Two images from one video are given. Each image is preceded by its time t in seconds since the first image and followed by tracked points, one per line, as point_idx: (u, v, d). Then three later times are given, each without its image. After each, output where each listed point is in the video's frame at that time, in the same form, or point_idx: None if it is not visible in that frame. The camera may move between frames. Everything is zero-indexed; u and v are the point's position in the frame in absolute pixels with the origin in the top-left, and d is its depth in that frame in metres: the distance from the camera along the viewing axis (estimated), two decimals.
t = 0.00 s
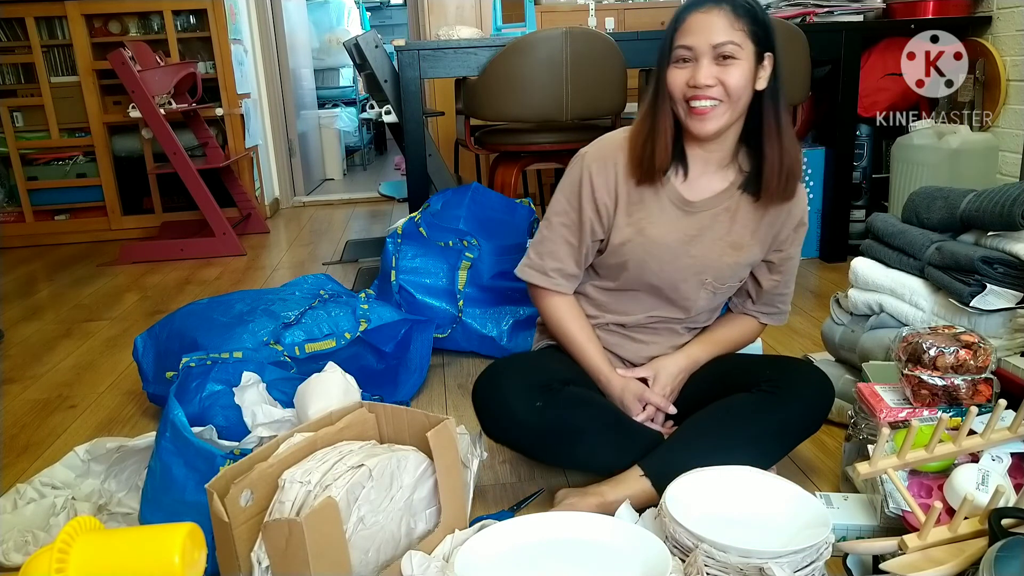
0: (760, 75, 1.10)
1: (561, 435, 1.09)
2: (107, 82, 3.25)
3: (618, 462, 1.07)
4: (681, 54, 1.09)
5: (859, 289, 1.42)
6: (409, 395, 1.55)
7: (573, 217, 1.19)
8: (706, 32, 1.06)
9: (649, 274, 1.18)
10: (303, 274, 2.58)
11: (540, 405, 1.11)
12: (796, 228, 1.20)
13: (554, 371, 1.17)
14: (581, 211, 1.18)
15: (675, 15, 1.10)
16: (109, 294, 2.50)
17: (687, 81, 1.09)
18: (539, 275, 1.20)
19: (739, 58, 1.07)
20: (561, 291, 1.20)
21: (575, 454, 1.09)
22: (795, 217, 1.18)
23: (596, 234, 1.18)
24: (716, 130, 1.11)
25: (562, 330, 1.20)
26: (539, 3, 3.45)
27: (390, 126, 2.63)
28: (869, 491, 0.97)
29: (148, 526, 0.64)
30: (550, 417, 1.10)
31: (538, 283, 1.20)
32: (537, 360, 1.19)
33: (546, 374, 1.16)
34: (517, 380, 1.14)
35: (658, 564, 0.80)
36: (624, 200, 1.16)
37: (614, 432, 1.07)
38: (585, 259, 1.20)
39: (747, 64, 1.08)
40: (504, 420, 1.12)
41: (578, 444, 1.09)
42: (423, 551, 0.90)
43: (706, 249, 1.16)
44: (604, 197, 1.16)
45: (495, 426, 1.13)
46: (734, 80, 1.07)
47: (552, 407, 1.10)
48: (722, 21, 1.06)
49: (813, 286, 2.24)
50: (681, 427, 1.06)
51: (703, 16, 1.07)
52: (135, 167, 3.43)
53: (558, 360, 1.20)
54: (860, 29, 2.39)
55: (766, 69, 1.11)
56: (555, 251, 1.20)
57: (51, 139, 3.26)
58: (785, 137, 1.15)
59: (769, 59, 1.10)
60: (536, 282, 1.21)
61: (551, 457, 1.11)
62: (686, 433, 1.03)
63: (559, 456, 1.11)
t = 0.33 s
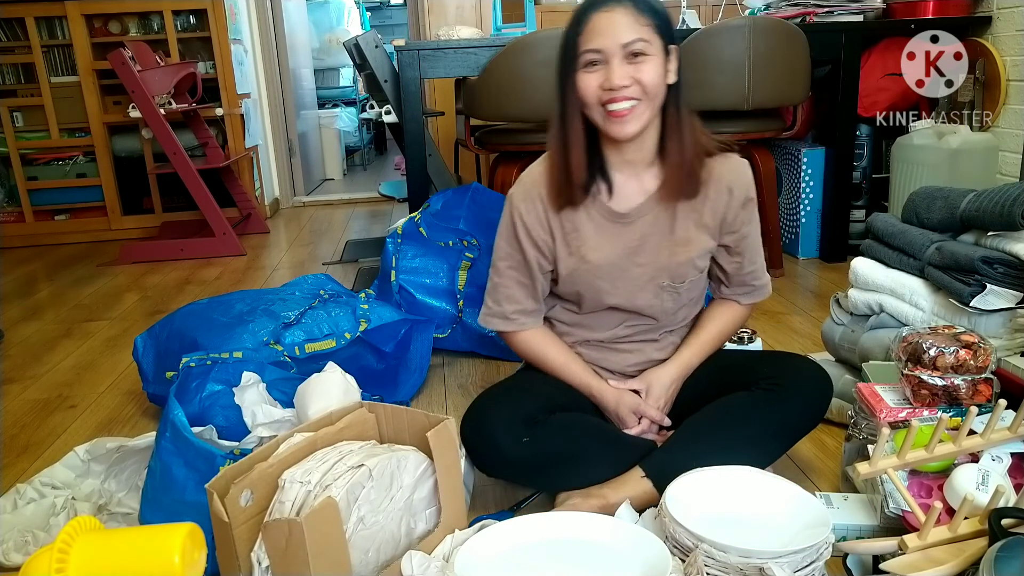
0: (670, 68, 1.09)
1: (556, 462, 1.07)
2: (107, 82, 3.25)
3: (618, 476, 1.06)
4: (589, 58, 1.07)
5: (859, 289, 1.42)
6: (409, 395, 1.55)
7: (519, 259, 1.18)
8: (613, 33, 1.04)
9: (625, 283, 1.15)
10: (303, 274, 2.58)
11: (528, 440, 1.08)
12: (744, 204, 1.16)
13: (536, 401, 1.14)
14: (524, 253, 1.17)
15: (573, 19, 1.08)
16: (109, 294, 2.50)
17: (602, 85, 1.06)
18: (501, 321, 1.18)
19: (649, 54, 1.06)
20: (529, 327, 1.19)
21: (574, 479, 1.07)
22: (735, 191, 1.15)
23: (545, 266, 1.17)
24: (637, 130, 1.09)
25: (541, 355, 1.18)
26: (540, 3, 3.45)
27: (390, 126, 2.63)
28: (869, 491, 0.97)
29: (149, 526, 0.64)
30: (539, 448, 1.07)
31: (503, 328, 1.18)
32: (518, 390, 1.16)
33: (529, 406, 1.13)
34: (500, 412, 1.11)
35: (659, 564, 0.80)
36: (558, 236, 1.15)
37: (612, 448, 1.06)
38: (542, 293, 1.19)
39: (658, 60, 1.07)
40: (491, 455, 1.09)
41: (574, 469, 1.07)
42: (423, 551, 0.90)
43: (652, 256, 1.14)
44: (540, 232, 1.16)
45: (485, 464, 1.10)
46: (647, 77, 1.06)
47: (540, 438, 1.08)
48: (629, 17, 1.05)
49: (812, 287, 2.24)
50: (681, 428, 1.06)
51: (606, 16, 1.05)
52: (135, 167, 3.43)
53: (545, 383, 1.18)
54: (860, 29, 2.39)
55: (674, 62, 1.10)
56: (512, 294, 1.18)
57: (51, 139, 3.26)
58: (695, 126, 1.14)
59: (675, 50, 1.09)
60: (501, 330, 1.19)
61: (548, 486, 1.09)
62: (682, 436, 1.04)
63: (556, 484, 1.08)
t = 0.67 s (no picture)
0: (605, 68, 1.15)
1: (557, 464, 1.07)
2: (107, 82, 3.25)
3: (618, 478, 1.07)
4: (530, 71, 1.10)
5: (859, 288, 1.42)
6: (409, 395, 1.55)
7: (494, 276, 1.24)
8: (548, 42, 1.08)
9: (606, 283, 1.17)
10: (303, 275, 2.59)
11: (528, 444, 1.07)
12: (708, 188, 1.14)
13: (536, 403, 1.13)
14: (499, 270, 1.23)
15: (505, 35, 1.12)
16: (109, 294, 2.50)
17: (549, 94, 1.09)
18: (489, 338, 1.22)
19: (586, 58, 1.10)
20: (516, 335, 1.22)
21: (575, 480, 1.07)
22: (694, 179, 1.14)
23: (518, 276, 1.22)
24: (590, 134, 1.12)
25: (539, 362, 1.20)
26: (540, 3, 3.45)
27: (390, 126, 2.63)
28: (869, 491, 0.97)
29: (149, 526, 0.64)
30: (540, 451, 1.07)
31: (492, 344, 1.22)
32: (517, 392, 1.15)
33: (529, 408, 1.12)
34: (499, 416, 1.10)
35: (658, 564, 0.80)
36: (525, 247, 1.20)
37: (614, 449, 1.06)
38: (525, 305, 1.23)
39: (595, 61, 1.11)
40: (491, 459, 1.09)
41: (576, 470, 1.07)
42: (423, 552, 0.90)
43: (620, 256, 1.16)
44: (507, 245, 1.21)
45: (484, 467, 1.10)
46: (588, 79, 1.10)
47: (540, 442, 1.07)
48: (562, 25, 1.09)
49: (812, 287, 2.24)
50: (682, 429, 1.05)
51: (538, 27, 1.08)
52: (135, 167, 3.43)
53: (545, 384, 1.17)
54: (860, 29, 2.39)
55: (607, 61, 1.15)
56: (495, 311, 1.23)
57: (51, 139, 3.26)
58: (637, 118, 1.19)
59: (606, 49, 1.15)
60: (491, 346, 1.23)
61: (547, 487, 1.09)
62: (681, 437, 1.04)
63: (556, 485, 1.08)
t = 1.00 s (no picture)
0: (594, 74, 1.10)
1: (556, 464, 1.07)
2: (107, 82, 3.25)
3: (618, 477, 1.07)
4: (512, 96, 1.07)
5: (859, 288, 1.42)
6: (409, 395, 1.55)
7: (496, 268, 1.25)
8: (525, 70, 1.03)
9: (604, 279, 1.17)
10: (303, 275, 2.59)
11: (527, 443, 1.07)
12: (709, 184, 1.16)
13: (536, 401, 1.13)
14: (501, 262, 1.24)
15: (491, 53, 1.07)
16: (109, 294, 2.50)
17: (529, 120, 1.07)
18: (492, 331, 1.23)
19: (568, 81, 1.05)
20: (519, 330, 1.22)
21: (575, 478, 1.08)
22: (694, 174, 1.15)
23: (520, 268, 1.24)
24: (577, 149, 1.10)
25: (540, 360, 1.20)
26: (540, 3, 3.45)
27: (390, 126, 2.63)
28: (869, 491, 0.97)
29: (149, 526, 0.64)
30: (539, 450, 1.07)
31: (495, 337, 1.23)
32: (517, 391, 1.15)
33: (528, 406, 1.12)
34: (499, 414, 1.10)
35: (659, 564, 0.80)
36: (526, 238, 1.21)
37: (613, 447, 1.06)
38: (527, 298, 1.24)
39: (577, 79, 1.06)
40: (492, 457, 1.09)
41: (575, 469, 1.07)
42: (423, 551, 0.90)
43: (617, 254, 1.16)
44: (510, 239, 1.22)
45: (484, 465, 1.10)
46: (569, 103, 1.06)
47: (540, 441, 1.07)
48: (541, 48, 1.03)
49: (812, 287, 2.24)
50: (684, 427, 1.05)
51: (518, 52, 1.03)
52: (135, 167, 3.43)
53: (546, 383, 1.17)
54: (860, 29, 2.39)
55: (598, 64, 1.10)
56: (497, 303, 1.24)
57: (51, 139, 3.26)
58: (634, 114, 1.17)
59: (596, 53, 1.10)
60: (493, 338, 1.24)
61: (546, 485, 1.09)
62: (681, 437, 1.03)
63: (555, 484, 1.09)
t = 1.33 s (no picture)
0: (600, 73, 1.09)
1: (557, 464, 1.07)
2: (107, 82, 3.25)
3: (620, 478, 1.07)
4: (518, 93, 1.06)
5: (859, 288, 1.42)
6: (409, 395, 1.55)
7: (497, 265, 1.26)
8: (531, 67, 1.03)
9: (604, 280, 1.17)
10: (303, 275, 2.59)
11: (527, 443, 1.07)
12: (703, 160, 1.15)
13: (536, 402, 1.13)
14: (502, 258, 1.25)
15: (499, 50, 1.07)
16: (109, 294, 2.50)
17: (535, 117, 1.06)
18: (491, 328, 1.23)
19: (575, 78, 1.04)
20: (519, 329, 1.22)
21: (577, 479, 1.08)
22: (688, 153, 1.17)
23: (522, 265, 1.24)
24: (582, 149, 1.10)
25: (541, 359, 1.21)
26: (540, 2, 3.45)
27: (390, 126, 2.63)
28: (869, 491, 0.97)
29: (148, 526, 0.64)
30: (538, 450, 1.07)
31: (496, 335, 1.23)
32: (518, 392, 1.15)
33: (528, 407, 1.12)
34: (499, 415, 1.10)
35: (659, 563, 0.79)
36: (528, 234, 1.21)
37: (612, 446, 1.06)
38: (528, 296, 1.24)
39: (584, 77, 1.05)
40: (493, 459, 1.09)
41: (575, 469, 1.07)
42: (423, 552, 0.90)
43: (618, 253, 1.16)
44: (513, 236, 1.23)
45: (486, 467, 1.10)
46: (576, 101, 1.05)
47: (539, 442, 1.07)
48: (549, 45, 1.03)
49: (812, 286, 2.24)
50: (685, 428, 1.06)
51: (524, 49, 1.03)
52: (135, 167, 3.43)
53: (546, 383, 1.17)
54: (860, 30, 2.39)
55: (605, 63, 1.10)
56: (496, 302, 1.24)
57: (51, 139, 3.26)
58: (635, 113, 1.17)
59: (603, 52, 1.10)
60: (494, 337, 1.24)
61: (549, 486, 1.09)
62: (681, 438, 1.03)
63: (557, 484, 1.09)
